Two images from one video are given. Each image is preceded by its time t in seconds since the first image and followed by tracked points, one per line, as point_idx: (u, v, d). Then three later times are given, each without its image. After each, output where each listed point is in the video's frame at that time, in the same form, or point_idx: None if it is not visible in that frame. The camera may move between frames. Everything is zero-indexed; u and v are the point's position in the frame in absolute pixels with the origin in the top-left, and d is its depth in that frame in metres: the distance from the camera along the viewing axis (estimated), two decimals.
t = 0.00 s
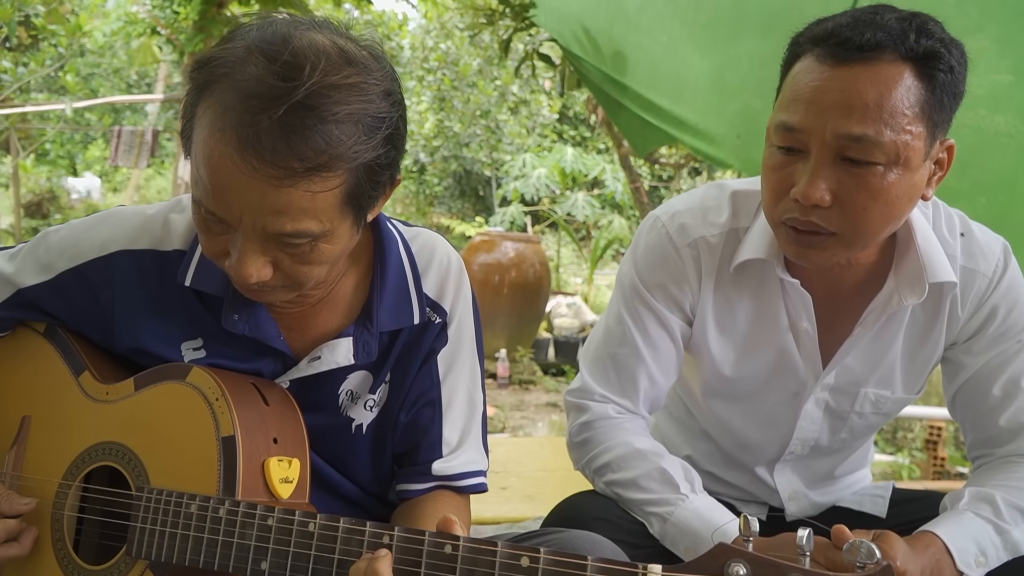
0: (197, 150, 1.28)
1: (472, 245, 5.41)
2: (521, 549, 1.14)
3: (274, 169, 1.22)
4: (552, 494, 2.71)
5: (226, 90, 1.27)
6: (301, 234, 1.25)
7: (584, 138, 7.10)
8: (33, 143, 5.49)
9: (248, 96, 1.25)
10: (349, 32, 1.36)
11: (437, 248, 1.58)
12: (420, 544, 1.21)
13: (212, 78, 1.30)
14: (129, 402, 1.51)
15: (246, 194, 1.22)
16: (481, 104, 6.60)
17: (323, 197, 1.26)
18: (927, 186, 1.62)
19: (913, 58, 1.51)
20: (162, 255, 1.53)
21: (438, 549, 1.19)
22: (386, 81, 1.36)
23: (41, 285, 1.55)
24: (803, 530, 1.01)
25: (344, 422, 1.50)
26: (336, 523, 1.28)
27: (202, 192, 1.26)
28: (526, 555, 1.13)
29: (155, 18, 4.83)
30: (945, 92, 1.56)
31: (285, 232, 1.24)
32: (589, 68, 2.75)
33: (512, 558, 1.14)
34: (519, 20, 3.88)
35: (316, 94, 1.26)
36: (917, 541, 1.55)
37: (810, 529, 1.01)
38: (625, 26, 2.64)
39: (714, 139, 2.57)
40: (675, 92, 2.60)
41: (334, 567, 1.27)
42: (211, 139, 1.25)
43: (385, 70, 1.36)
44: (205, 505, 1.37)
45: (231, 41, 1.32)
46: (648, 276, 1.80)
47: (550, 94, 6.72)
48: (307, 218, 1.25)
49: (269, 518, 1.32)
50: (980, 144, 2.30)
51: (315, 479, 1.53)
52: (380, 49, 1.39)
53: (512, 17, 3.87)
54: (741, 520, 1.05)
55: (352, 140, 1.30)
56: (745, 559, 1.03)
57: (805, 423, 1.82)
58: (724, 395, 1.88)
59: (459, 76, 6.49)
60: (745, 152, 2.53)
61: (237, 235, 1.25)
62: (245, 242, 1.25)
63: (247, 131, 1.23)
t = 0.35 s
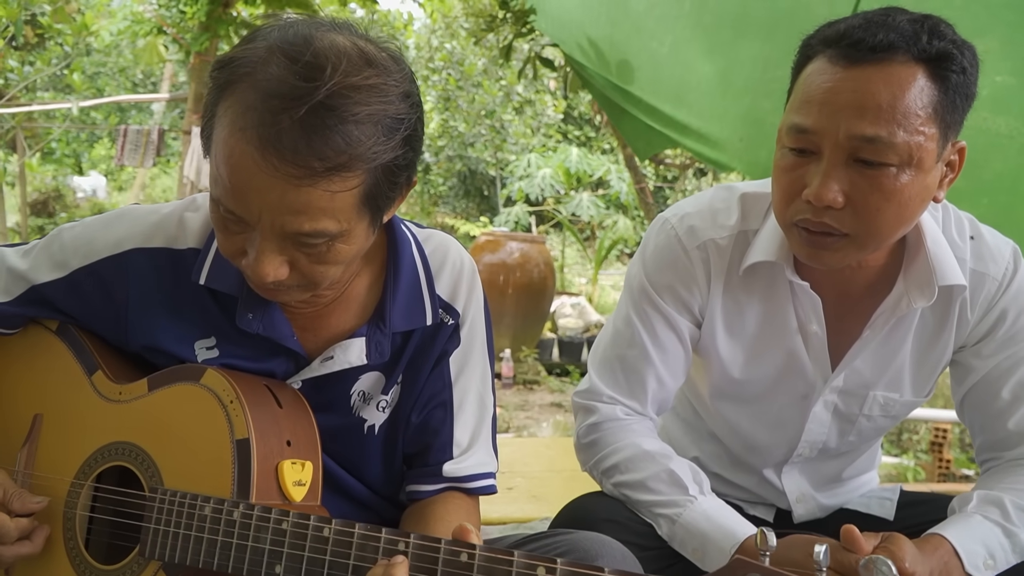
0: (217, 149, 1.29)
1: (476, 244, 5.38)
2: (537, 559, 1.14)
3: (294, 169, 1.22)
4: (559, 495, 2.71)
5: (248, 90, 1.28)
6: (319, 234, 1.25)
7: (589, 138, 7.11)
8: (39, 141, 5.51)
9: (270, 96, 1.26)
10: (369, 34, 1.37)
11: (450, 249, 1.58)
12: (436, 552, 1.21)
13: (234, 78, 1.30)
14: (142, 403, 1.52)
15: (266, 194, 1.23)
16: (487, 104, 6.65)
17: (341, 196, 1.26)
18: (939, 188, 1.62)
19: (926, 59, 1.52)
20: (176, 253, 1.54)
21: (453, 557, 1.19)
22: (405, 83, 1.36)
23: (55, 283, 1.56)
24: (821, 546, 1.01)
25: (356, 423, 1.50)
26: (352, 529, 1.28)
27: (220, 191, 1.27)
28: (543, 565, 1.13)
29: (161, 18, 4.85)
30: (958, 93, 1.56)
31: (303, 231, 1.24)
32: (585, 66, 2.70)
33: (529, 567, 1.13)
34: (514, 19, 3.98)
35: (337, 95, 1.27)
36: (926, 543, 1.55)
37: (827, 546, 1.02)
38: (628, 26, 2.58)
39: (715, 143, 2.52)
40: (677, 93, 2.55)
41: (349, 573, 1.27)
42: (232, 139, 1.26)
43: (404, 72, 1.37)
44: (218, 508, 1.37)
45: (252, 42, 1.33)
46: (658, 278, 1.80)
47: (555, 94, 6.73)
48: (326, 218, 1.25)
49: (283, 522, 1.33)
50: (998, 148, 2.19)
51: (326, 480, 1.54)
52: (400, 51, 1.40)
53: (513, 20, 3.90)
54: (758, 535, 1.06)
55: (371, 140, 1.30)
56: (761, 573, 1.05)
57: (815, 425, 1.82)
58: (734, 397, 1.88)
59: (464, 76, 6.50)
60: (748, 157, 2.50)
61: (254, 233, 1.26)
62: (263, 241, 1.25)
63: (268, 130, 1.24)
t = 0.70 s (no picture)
0: (226, 151, 1.30)
1: (480, 243, 5.41)
2: (537, 561, 1.15)
3: (304, 171, 1.24)
4: (562, 493, 2.72)
5: (258, 93, 1.29)
6: (327, 235, 1.27)
7: (593, 137, 7.10)
8: (45, 141, 5.54)
9: (280, 99, 1.27)
10: (379, 38, 1.38)
11: (455, 250, 1.60)
12: (437, 553, 1.21)
13: (244, 81, 1.31)
14: (147, 403, 1.53)
15: (276, 196, 1.24)
16: (491, 103, 6.67)
17: (350, 199, 1.27)
18: (942, 187, 1.62)
19: (929, 58, 1.52)
20: (182, 253, 1.55)
21: (454, 559, 1.20)
22: (414, 86, 1.38)
23: (61, 282, 1.57)
24: (820, 551, 1.03)
25: (360, 422, 1.51)
26: (354, 530, 1.29)
27: (230, 192, 1.28)
28: (543, 568, 1.13)
29: (166, 19, 4.88)
30: (960, 93, 1.57)
31: (311, 233, 1.25)
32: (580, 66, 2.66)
33: (530, 570, 1.14)
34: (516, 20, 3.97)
35: (348, 98, 1.28)
36: (925, 543, 1.56)
37: (826, 550, 1.03)
38: (627, 25, 2.55)
39: (715, 141, 2.53)
40: (676, 91, 2.54)
41: (351, 573, 1.28)
42: (242, 141, 1.27)
43: (413, 75, 1.38)
44: (222, 507, 1.39)
45: (262, 45, 1.34)
46: (661, 278, 1.81)
47: (559, 93, 6.74)
48: (334, 220, 1.26)
49: (286, 522, 1.34)
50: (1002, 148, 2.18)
51: (330, 479, 1.55)
52: (409, 54, 1.41)
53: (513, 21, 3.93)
54: (758, 540, 1.08)
55: (380, 143, 1.31)
56: None
57: (816, 425, 1.83)
58: (737, 396, 1.89)
59: (468, 75, 6.51)
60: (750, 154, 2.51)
61: (263, 235, 1.27)
62: (272, 242, 1.26)
63: (279, 133, 1.25)
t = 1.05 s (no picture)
0: (227, 141, 1.29)
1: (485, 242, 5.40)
2: (541, 548, 1.14)
3: (305, 160, 1.23)
4: (566, 490, 2.72)
5: (258, 82, 1.28)
6: (329, 225, 1.26)
7: (598, 136, 7.06)
8: (49, 138, 5.55)
9: (280, 87, 1.26)
10: (379, 26, 1.37)
11: (458, 241, 1.58)
12: (441, 541, 1.22)
13: (244, 70, 1.31)
14: (152, 393, 1.52)
15: (277, 185, 1.24)
16: (496, 101, 6.67)
17: (352, 188, 1.27)
18: (952, 181, 1.61)
19: (941, 51, 1.51)
20: (185, 246, 1.55)
21: (459, 547, 1.20)
22: (415, 74, 1.37)
23: (66, 275, 1.57)
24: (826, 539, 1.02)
25: (365, 414, 1.51)
26: (358, 519, 1.29)
27: (231, 183, 1.27)
28: (547, 555, 1.13)
29: (171, 16, 4.89)
30: (971, 86, 1.56)
31: (313, 223, 1.25)
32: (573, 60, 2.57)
33: (533, 557, 1.14)
34: (519, 17, 3.98)
35: (347, 86, 1.28)
36: (932, 537, 1.56)
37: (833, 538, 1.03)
38: (626, 19, 2.47)
39: (710, 141, 2.46)
40: (673, 90, 2.46)
41: (355, 562, 1.28)
42: (242, 131, 1.27)
43: (414, 63, 1.37)
44: (227, 497, 1.38)
45: (262, 34, 1.33)
46: (667, 272, 1.81)
47: (564, 92, 6.74)
48: (336, 209, 1.26)
49: (291, 512, 1.34)
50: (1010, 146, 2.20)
51: (335, 470, 1.54)
52: (409, 42, 1.40)
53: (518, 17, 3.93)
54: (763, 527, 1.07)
55: (381, 131, 1.31)
56: (767, 565, 1.05)
57: (823, 420, 1.82)
58: (742, 391, 1.88)
59: (473, 73, 6.50)
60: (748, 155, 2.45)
61: (264, 225, 1.26)
62: (273, 232, 1.26)
63: (279, 121, 1.24)
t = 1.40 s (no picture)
0: (224, 153, 1.30)
1: (487, 240, 5.42)
2: (544, 552, 1.14)
3: (301, 175, 1.24)
4: (569, 489, 2.73)
5: (254, 95, 1.29)
6: (327, 237, 1.27)
7: (600, 134, 7.08)
8: (53, 138, 5.57)
9: (276, 102, 1.27)
10: (377, 36, 1.37)
11: (459, 242, 1.59)
12: (445, 545, 1.22)
13: (241, 82, 1.31)
14: (156, 396, 1.53)
15: (274, 199, 1.24)
16: (498, 100, 6.68)
17: (349, 201, 1.28)
18: (952, 179, 1.62)
19: (941, 50, 1.52)
20: (187, 250, 1.55)
21: (462, 550, 1.21)
22: (413, 84, 1.37)
23: (70, 277, 1.58)
24: (828, 542, 1.03)
25: (368, 416, 1.52)
26: (361, 522, 1.30)
27: (229, 194, 1.28)
28: (550, 558, 1.13)
29: (174, 16, 4.91)
30: (971, 84, 1.56)
31: (311, 235, 1.26)
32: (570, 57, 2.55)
33: (536, 561, 1.14)
34: (516, 18, 4.05)
35: (344, 99, 1.28)
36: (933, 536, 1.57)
37: (834, 542, 1.03)
38: (625, 16, 2.43)
39: (706, 142, 2.47)
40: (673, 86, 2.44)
41: (359, 565, 1.29)
42: (239, 144, 1.27)
43: (412, 74, 1.38)
44: (231, 499, 1.39)
45: (259, 45, 1.33)
46: (669, 272, 1.81)
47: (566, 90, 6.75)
48: (334, 222, 1.27)
49: (295, 514, 1.34)
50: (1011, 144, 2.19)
51: (339, 471, 1.56)
52: (407, 51, 1.40)
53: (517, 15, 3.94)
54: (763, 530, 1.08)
55: (378, 144, 1.31)
56: (767, 568, 1.06)
57: (824, 419, 1.83)
58: (743, 392, 1.89)
59: (475, 72, 6.51)
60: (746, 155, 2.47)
61: (263, 236, 1.27)
62: (271, 244, 1.27)
63: (275, 135, 1.25)
